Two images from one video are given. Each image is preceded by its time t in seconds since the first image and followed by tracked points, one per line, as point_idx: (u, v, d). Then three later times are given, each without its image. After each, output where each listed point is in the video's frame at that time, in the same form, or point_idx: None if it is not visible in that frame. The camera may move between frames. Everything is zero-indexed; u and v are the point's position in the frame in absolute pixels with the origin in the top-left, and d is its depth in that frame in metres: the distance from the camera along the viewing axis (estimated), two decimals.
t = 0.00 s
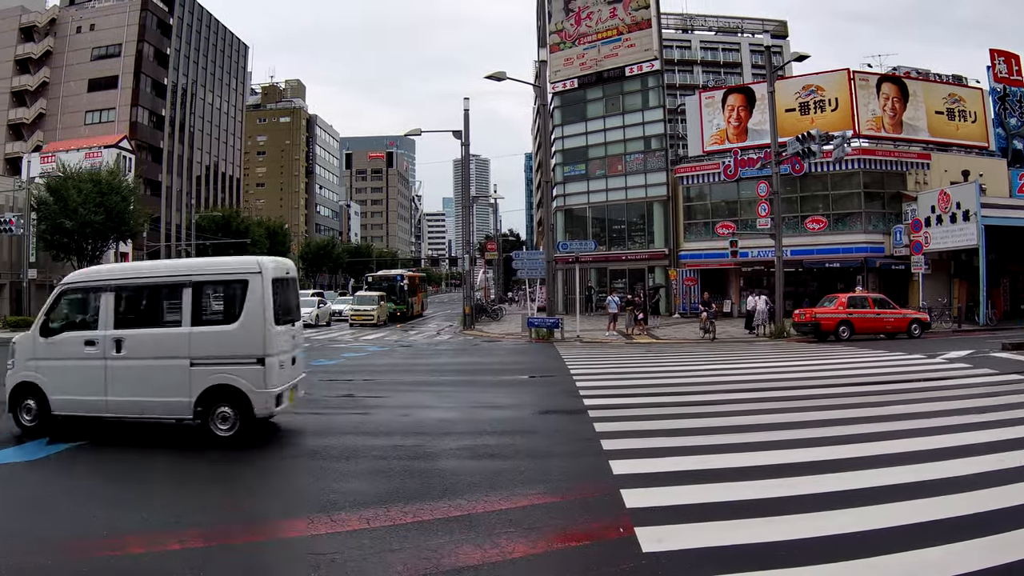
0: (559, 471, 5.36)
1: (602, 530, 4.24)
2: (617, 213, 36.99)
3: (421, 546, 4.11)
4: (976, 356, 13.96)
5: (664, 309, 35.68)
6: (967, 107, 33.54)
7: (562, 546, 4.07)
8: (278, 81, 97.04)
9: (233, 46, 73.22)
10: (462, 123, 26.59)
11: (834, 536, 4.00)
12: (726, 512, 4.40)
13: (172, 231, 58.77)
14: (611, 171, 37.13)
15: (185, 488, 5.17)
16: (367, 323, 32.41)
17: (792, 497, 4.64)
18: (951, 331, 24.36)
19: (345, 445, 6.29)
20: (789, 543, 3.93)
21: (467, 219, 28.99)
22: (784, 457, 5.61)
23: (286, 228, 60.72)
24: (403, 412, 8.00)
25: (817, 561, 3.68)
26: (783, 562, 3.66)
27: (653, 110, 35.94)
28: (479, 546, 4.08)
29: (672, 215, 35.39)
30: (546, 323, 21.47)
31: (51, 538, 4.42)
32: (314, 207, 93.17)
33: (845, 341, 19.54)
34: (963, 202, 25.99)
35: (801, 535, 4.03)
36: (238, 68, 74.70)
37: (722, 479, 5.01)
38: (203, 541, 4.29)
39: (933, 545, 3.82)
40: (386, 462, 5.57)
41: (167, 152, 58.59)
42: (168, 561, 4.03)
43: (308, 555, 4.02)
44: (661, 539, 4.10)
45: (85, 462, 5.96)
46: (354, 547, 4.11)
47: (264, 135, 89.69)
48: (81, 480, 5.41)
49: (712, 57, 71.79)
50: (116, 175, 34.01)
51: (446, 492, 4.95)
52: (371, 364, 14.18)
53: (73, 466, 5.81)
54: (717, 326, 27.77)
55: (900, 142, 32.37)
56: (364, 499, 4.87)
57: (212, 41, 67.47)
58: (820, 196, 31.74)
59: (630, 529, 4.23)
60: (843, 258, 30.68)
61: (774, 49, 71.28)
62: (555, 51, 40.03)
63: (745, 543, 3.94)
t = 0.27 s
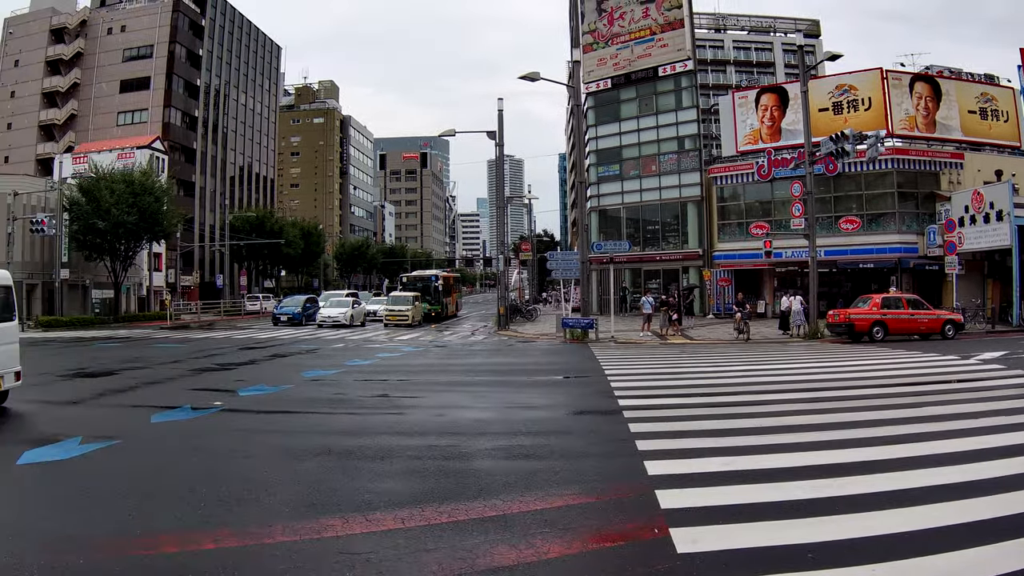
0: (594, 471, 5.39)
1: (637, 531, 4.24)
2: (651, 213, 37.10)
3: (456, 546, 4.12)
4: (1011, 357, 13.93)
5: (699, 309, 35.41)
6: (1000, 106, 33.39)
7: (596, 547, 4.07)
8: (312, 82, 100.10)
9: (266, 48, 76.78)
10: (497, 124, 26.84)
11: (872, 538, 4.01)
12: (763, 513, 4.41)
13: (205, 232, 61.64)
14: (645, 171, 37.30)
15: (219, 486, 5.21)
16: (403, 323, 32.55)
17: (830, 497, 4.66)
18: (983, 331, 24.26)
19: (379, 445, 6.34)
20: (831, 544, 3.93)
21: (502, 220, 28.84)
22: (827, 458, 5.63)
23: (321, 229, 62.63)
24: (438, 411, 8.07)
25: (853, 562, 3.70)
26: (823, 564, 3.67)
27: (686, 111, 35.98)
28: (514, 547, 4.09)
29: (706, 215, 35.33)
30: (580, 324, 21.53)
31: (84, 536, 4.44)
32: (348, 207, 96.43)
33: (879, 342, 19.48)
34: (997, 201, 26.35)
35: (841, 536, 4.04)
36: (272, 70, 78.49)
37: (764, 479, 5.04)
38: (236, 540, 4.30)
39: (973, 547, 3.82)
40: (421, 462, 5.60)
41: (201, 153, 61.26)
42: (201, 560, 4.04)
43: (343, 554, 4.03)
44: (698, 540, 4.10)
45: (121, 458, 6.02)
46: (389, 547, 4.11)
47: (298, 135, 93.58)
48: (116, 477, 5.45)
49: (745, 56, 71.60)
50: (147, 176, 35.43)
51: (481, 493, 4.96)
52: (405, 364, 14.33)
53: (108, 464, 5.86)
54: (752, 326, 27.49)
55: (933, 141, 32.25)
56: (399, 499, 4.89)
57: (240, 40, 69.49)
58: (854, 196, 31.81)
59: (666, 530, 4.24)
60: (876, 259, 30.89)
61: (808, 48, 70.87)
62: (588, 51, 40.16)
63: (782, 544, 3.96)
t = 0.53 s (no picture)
0: (626, 472, 5.42)
1: (669, 532, 4.25)
2: (682, 214, 37.13)
3: (487, 547, 4.13)
4: None
5: (729, 310, 35.87)
6: None
7: (627, 548, 4.08)
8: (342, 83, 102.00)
9: (296, 49, 77.62)
10: (527, 124, 27.06)
11: (906, 540, 4.01)
12: (797, 515, 4.43)
13: (236, 232, 63.23)
14: (675, 172, 37.29)
15: (247, 486, 5.25)
16: (434, 324, 32.60)
17: (865, 499, 4.68)
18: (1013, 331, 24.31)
19: (410, 445, 6.41)
20: (867, 546, 3.94)
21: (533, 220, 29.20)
22: (864, 459, 5.65)
23: (352, 230, 63.91)
24: (469, 412, 8.15)
25: (889, 563, 3.71)
26: (861, 566, 3.68)
27: (716, 111, 35.97)
28: (545, 547, 4.10)
29: (736, 217, 35.47)
30: (611, 325, 21.57)
31: (116, 535, 4.48)
32: (379, 208, 98.89)
33: (910, 342, 19.45)
34: None
35: (876, 537, 4.05)
36: (304, 71, 79.74)
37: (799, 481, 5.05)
38: (267, 540, 4.32)
39: (1009, 549, 3.81)
40: (453, 462, 5.65)
41: (232, 155, 62.85)
42: (232, 559, 4.06)
43: (374, 555, 4.04)
44: (730, 541, 4.10)
45: (151, 458, 6.08)
46: (421, 547, 4.13)
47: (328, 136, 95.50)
48: (148, 476, 5.52)
49: (774, 56, 71.39)
50: (176, 178, 37.34)
51: (512, 494, 4.98)
52: (436, 365, 14.45)
53: (140, 463, 5.93)
54: (782, 327, 27.70)
55: (962, 141, 32.20)
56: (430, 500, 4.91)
57: (266, 40, 70.24)
58: (884, 196, 31.68)
59: (697, 531, 4.25)
60: (907, 259, 30.79)
61: (838, 48, 70.67)
62: (618, 51, 40.08)
63: (814, 545, 3.97)
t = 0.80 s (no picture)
0: (654, 473, 5.46)
1: (697, 533, 4.26)
2: (710, 214, 37.33)
3: (514, 547, 4.16)
4: None
5: (757, 311, 35.79)
6: None
7: (655, 548, 4.09)
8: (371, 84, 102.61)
9: (322, 49, 77.55)
10: (555, 125, 27.12)
11: (934, 542, 4.01)
12: (827, 516, 4.44)
13: (264, 233, 63.45)
14: (703, 172, 37.52)
15: (274, 486, 5.29)
16: (462, 325, 32.92)
17: (894, 501, 4.69)
18: None
19: (438, 446, 6.48)
20: (897, 547, 3.95)
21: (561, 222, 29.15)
22: (895, 461, 5.67)
23: (380, 231, 64.31)
24: (498, 412, 8.26)
25: (918, 565, 3.72)
26: (892, 567, 3.69)
27: (744, 111, 36.12)
28: (572, 548, 4.11)
29: (764, 218, 35.51)
30: (639, 326, 21.64)
31: (144, 534, 4.51)
32: (407, 209, 99.82)
33: (937, 343, 19.44)
34: None
35: (908, 538, 4.06)
36: (330, 72, 79.71)
37: (828, 482, 5.09)
38: (295, 540, 4.33)
39: None
40: (481, 463, 5.70)
41: (259, 155, 62.84)
42: (260, 558, 4.08)
43: (402, 554, 4.06)
44: (757, 543, 4.10)
45: (178, 458, 6.14)
46: (448, 547, 4.15)
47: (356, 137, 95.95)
48: (178, 477, 5.58)
49: (801, 56, 71.44)
50: (204, 178, 37.70)
51: (540, 494, 5.00)
52: (463, 366, 14.55)
53: (168, 464, 5.99)
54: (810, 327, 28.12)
55: (989, 140, 32.17)
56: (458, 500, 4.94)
57: (294, 42, 70.44)
58: (911, 196, 31.68)
59: (725, 531, 4.26)
60: (935, 261, 30.72)
61: (864, 47, 70.50)
62: (644, 52, 38.03)
63: (840, 547, 3.98)
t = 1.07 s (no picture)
0: (677, 474, 5.49)
1: (721, 533, 4.28)
2: (732, 214, 37.14)
3: (537, 547, 4.16)
4: None
5: (779, 312, 35.13)
6: None
7: (677, 548, 4.11)
8: (393, 85, 103.02)
9: (342, 49, 77.53)
10: (577, 126, 27.04)
11: (956, 543, 4.01)
12: (850, 517, 4.45)
13: (286, 234, 63.55)
14: (724, 172, 37.40)
15: (295, 487, 5.33)
16: (484, 325, 33.07)
17: (917, 502, 4.69)
18: None
19: (460, 447, 6.54)
20: (923, 548, 3.96)
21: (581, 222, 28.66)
22: (922, 462, 5.67)
23: (401, 231, 64.47)
24: (521, 412, 8.33)
25: (940, 566, 3.71)
26: (917, 567, 3.70)
27: (766, 111, 36.07)
28: (595, 548, 4.13)
29: (786, 218, 35.38)
30: (661, 326, 21.65)
31: (165, 533, 4.54)
32: (428, 210, 100.25)
33: (958, 344, 19.37)
34: None
35: (933, 539, 4.07)
36: (351, 71, 79.77)
37: (853, 483, 5.10)
38: (317, 539, 4.35)
39: None
40: (504, 464, 5.75)
41: (281, 156, 63.08)
42: (282, 558, 4.10)
43: (424, 555, 4.07)
44: (778, 544, 4.11)
45: (198, 459, 6.19)
46: (471, 548, 4.16)
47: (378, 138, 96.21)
48: (199, 477, 5.62)
49: (822, 56, 71.34)
50: (226, 179, 37.84)
51: (563, 495, 5.03)
52: (485, 366, 14.61)
53: (189, 463, 6.04)
54: (833, 327, 28.28)
55: (1010, 140, 32.16)
56: (480, 501, 4.96)
57: (315, 42, 70.47)
58: (933, 196, 31.62)
59: (748, 532, 4.27)
60: (956, 260, 30.62)
61: (885, 46, 70.30)
62: (665, 52, 39.95)
63: (861, 548, 3.98)
